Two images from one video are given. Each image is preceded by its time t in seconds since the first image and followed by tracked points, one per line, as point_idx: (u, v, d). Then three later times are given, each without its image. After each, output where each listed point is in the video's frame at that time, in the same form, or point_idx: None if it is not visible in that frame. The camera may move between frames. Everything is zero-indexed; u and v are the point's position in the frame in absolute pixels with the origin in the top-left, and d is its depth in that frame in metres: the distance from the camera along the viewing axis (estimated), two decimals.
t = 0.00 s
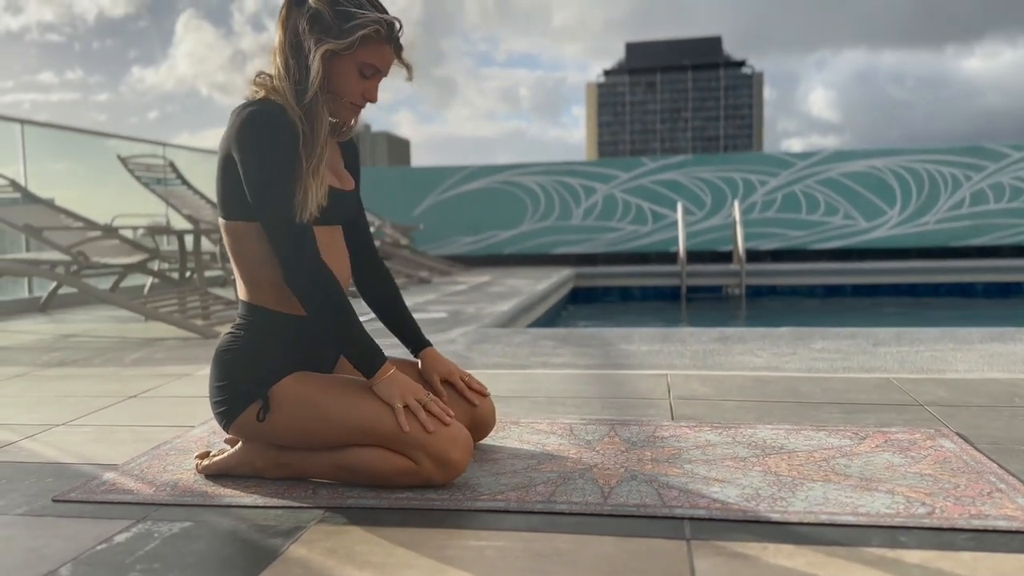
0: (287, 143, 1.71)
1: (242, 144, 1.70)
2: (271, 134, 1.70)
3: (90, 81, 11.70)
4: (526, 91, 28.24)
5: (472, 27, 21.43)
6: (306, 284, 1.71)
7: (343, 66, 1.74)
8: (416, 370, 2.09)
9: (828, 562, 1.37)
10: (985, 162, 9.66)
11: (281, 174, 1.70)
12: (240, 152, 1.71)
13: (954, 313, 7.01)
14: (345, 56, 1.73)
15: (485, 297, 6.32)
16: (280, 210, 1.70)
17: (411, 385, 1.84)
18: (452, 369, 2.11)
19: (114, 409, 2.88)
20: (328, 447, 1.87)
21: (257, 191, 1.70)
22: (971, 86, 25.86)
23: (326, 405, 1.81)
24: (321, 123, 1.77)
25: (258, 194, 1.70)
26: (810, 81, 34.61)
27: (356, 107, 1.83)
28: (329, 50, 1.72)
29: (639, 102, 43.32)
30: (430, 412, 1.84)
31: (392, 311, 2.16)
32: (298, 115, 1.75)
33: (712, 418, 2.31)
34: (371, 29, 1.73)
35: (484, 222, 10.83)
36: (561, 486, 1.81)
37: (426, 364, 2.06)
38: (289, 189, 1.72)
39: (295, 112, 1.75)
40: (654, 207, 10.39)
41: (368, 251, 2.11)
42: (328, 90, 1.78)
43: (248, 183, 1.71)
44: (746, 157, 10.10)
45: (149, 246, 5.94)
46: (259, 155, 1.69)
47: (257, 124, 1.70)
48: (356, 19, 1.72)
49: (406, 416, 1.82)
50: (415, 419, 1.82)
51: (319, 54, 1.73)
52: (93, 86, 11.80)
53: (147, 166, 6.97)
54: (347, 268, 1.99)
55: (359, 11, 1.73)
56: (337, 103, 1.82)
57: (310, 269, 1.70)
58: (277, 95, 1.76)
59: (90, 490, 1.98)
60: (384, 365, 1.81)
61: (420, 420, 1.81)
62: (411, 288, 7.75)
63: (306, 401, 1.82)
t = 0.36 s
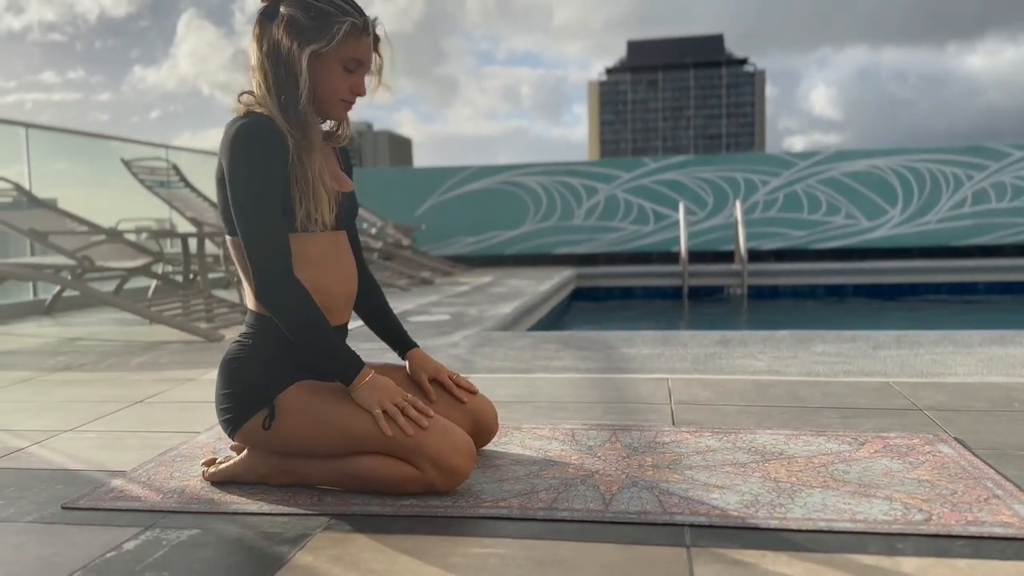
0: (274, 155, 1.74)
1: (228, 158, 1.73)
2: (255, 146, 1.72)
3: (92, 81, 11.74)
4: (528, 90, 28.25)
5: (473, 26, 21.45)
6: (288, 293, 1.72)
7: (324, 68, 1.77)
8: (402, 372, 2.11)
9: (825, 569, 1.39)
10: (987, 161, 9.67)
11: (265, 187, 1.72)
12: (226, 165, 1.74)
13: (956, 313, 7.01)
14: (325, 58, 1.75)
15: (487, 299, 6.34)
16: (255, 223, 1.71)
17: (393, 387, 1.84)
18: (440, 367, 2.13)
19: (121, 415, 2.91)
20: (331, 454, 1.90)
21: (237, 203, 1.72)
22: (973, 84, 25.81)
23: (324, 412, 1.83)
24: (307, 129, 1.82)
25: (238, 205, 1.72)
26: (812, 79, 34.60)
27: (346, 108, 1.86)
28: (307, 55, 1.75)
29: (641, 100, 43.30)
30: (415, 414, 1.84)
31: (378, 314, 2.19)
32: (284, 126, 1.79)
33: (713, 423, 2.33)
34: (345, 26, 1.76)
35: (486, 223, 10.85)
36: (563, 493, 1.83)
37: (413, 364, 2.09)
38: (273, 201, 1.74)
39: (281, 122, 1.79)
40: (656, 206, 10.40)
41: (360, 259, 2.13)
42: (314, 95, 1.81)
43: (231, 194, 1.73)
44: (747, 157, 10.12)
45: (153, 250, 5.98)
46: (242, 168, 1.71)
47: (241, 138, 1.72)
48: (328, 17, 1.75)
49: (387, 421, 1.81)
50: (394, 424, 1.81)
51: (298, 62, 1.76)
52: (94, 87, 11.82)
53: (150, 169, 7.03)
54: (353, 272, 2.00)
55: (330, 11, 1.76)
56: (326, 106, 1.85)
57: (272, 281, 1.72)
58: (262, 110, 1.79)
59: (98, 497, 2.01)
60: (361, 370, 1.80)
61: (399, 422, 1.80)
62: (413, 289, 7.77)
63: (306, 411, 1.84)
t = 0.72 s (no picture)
0: (273, 161, 1.77)
1: (228, 167, 1.75)
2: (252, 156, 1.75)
3: (93, 77, 11.75)
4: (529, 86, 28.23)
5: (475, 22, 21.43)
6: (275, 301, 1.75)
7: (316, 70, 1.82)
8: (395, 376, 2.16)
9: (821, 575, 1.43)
10: (988, 159, 9.70)
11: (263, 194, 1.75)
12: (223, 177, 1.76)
13: (956, 312, 7.04)
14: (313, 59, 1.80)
15: (489, 298, 6.37)
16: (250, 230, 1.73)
17: (375, 389, 1.88)
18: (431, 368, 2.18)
19: (130, 418, 2.95)
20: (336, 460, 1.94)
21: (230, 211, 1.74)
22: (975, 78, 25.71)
23: (326, 418, 1.88)
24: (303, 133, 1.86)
25: (235, 214, 1.74)
26: (814, 73, 34.53)
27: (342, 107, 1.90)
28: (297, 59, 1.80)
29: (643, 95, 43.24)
30: (399, 413, 1.87)
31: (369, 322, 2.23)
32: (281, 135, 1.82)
33: (713, 427, 2.37)
34: (328, 25, 1.82)
35: (488, 221, 10.88)
36: (565, 499, 1.87)
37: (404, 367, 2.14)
38: (270, 208, 1.76)
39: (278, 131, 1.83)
40: (657, 204, 10.43)
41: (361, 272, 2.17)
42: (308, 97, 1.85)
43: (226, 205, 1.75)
44: (749, 154, 10.14)
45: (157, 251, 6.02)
46: (241, 176, 1.73)
47: (239, 149, 1.75)
48: (309, 21, 1.81)
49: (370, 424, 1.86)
50: (377, 426, 1.85)
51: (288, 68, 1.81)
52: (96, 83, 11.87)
53: (155, 170, 7.10)
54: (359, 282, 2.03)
55: (312, 15, 1.82)
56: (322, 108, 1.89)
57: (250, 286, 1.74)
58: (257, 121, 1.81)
59: (110, 502, 2.05)
60: (344, 377, 1.85)
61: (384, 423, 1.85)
62: (416, 288, 7.81)
63: (310, 418, 1.89)
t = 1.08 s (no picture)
0: (276, 167, 1.81)
1: (231, 179, 1.78)
2: (255, 166, 1.78)
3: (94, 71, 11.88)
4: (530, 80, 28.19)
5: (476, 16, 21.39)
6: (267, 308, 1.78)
7: (309, 71, 1.86)
8: (389, 378, 2.21)
9: None
10: (989, 155, 9.71)
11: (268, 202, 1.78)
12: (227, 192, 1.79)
13: (955, 310, 7.05)
14: (305, 61, 1.85)
15: (490, 297, 6.41)
16: (251, 239, 1.76)
17: (369, 392, 1.90)
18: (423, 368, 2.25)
19: (138, 420, 3.00)
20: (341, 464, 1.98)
21: (234, 224, 1.76)
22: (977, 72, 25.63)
23: (331, 424, 1.92)
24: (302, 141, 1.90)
25: (238, 226, 1.76)
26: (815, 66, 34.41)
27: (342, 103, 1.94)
28: (288, 65, 1.85)
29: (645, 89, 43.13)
30: (391, 415, 1.90)
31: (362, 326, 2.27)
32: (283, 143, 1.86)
33: (712, 430, 2.41)
34: (313, 26, 1.87)
35: (489, 218, 10.90)
36: (566, 502, 1.91)
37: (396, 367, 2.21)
38: (274, 213, 1.80)
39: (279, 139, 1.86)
40: (658, 201, 10.46)
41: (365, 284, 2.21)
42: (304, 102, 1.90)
43: (229, 219, 1.78)
44: (750, 151, 10.15)
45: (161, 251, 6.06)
46: (245, 188, 1.76)
47: (242, 162, 1.79)
48: (295, 28, 1.86)
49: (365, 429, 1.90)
50: (372, 429, 1.88)
51: (280, 76, 1.86)
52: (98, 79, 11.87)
53: (158, 169, 7.17)
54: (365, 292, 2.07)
55: (295, 20, 1.87)
56: (320, 110, 1.94)
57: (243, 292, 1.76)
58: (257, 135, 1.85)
59: (121, 505, 2.09)
60: (339, 382, 1.87)
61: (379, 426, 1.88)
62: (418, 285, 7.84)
63: (314, 422, 1.93)
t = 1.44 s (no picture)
0: (280, 176, 1.84)
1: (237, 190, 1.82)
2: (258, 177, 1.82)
3: (93, 66, 12.13)
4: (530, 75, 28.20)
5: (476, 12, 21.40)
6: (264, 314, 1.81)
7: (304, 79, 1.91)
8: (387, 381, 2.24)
9: None
10: (988, 153, 9.75)
11: (272, 211, 1.82)
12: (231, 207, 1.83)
13: (954, 308, 7.07)
14: (299, 70, 1.89)
15: (491, 295, 6.45)
16: (252, 246, 1.80)
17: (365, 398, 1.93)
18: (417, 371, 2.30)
19: (143, 423, 3.04)
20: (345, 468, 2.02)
21: (236, 232, 1.80)
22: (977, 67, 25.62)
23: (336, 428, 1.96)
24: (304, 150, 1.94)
25: (240, 235, 1.79)
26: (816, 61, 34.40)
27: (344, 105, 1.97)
28: (283, 77, 1.90)
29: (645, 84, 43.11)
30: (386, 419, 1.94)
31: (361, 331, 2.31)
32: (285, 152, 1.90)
33: (708, 433, 2.45)
34: (302, 36, 1.92)
35: (490, 215, 10.93)
36: (566, 506, 1.95)
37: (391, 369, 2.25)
38: (278, 220, 1.83)
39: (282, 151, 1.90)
40: (658, 198, 10.48)
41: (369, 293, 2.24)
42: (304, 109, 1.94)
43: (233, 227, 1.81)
44: (750, 149, 10.17)
45: (164, 251, 6.10)
46: (248, 199, 1.80)
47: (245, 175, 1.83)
48: (286, 40, 1.91)
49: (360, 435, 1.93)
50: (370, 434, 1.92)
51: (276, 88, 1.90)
52: (100, 76, 11.90)
53: (161, 169, 7.24)
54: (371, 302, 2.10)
55: (284, 33, 1.92)
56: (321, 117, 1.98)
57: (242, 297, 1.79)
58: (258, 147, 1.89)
59: (130, 509, 2.13)
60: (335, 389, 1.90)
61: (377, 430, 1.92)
62: (418, 284, 7.87)
63: (318, 429, 1.97)
